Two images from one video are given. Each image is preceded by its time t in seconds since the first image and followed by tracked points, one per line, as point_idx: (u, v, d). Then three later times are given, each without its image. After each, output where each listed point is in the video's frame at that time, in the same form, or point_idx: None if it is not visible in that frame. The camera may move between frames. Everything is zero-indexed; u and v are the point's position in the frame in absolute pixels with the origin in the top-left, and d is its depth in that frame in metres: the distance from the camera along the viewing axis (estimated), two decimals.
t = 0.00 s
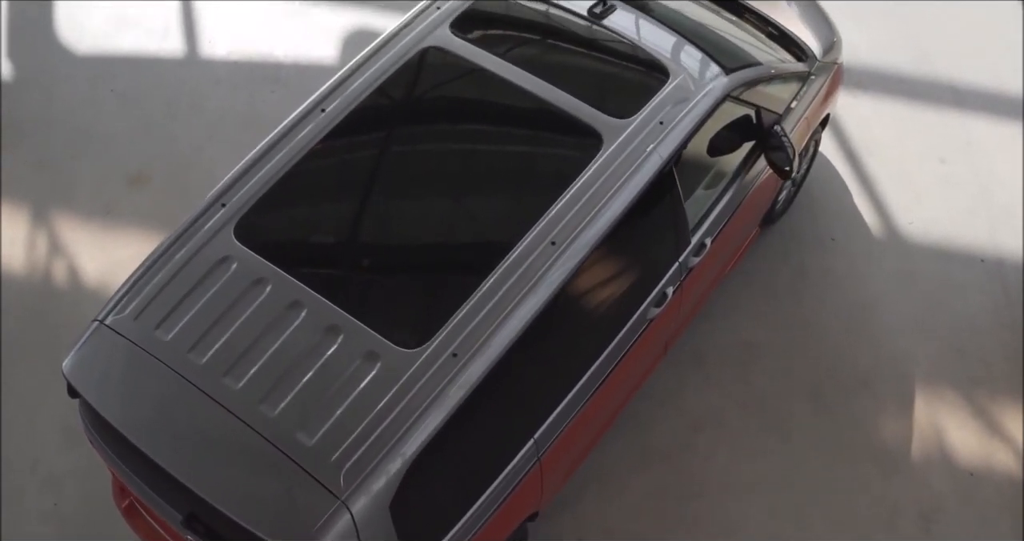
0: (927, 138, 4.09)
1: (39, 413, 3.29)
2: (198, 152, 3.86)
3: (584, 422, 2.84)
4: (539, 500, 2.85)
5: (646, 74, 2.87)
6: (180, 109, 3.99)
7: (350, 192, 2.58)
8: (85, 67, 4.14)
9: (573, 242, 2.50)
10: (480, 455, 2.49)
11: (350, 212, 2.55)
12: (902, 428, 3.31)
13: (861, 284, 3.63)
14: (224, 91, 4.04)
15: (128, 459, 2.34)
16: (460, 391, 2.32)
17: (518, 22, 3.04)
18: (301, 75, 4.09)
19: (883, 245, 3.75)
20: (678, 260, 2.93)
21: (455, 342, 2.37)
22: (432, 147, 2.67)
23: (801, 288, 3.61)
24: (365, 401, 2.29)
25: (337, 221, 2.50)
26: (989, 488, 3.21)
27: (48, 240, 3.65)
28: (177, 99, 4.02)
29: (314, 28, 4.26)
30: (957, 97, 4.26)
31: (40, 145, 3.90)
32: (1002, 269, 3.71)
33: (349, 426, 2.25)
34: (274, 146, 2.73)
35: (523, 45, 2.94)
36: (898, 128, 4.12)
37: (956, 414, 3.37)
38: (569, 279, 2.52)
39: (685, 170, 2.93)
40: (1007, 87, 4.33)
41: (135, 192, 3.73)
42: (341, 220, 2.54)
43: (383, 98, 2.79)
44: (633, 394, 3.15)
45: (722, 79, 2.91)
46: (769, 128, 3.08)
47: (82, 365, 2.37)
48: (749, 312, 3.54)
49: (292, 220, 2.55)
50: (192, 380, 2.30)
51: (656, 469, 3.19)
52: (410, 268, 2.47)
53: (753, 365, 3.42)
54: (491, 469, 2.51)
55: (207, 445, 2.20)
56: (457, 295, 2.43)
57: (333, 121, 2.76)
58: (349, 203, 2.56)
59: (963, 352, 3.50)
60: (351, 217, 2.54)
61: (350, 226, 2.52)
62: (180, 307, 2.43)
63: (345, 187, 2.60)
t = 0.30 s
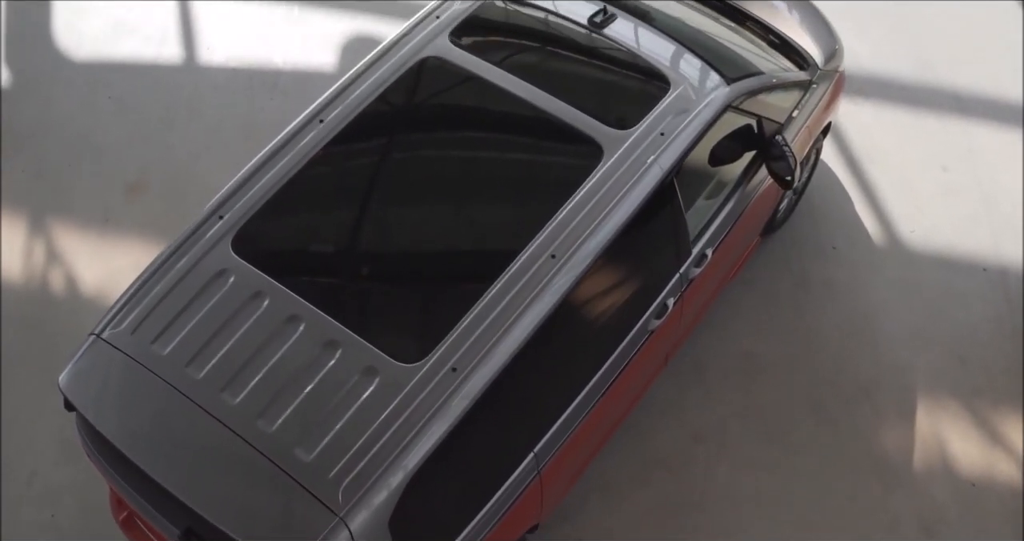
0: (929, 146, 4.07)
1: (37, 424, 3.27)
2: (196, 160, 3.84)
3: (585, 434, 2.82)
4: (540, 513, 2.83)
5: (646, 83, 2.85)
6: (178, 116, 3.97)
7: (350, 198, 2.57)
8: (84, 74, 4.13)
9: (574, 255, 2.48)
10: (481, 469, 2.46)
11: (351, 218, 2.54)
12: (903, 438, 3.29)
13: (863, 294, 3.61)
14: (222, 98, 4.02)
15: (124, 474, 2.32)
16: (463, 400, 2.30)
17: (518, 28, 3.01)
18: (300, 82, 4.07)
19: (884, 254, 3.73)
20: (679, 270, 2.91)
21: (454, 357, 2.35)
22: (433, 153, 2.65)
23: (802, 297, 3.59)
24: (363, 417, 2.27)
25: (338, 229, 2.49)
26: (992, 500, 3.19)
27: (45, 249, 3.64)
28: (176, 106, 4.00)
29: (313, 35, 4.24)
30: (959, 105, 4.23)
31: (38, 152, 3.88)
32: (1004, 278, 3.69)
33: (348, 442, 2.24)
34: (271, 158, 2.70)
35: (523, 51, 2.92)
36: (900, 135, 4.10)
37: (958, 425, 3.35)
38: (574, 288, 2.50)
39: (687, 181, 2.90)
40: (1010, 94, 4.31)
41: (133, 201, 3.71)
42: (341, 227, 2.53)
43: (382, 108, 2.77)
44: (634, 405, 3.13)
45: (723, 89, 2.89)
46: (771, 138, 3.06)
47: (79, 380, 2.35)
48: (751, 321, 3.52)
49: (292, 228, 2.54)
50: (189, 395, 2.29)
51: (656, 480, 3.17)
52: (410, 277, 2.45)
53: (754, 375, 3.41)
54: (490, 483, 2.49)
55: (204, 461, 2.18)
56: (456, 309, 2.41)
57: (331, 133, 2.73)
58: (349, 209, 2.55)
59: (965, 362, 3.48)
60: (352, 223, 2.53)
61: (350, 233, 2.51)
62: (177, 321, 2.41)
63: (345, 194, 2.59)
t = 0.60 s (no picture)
0: (931, 155, 4.05)
1: (34, 436, 3.25)
2: (194, 169, 3.82)
3: (585, 448, 2.80)
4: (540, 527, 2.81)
5: (646, 92, 2.83)
6: (176, 125, 3.95)
7: (351, 206, 2.56)
8: (81, 82, 4.10)
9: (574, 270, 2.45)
10: (480, 487, 2.43)
11: (353, 224, 2.53)
12: (905, 450, 3.27)
13: (865, 306, 3.59)
14: (219, 107, 4.00)
15: (120, 491, 2.30)
16: (467, 411, 2.28)
17: (518, 37, 2.98)
18: (298, 91, 4.05)
19: (886, 264, 3.71)
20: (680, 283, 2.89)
21: (453, 374, 2.32)
22: (435, 161, 2.64)
23: (803, 308, 3.57)
24: (362, 434, 2.25)
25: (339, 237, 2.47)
26: (995, 512, 3.17)
27: (42, 259, 3.62)
28: (173, 115, 3.98)
29: (312, 42, 4.22)
30: (961, 113, 4.21)
31: (35, 161, 3.86)
32: (1006, 288, 3.67)
33: (346, 460, 2.22)
34: (268, 172, 2.68)
35: (523, 59, 2.89)
36: (902, 144, 4.08)
37: (960, 436, 3.33)
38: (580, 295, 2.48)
39: (687, 192, 2.87)
40: (1012, 102, 4.28)
41: (131, 210, 3.69)
42: (343, 233, 2.51)
43: (380, 120, 2.74)
44: (635, 418, 3.10)
45: (724, 100, 2.86)
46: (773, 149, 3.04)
47: (75, 397, 2.34)
48: (752, 332, 3.51)
49: (292, 238, 2.52)
50: (186, 412, 2.27)
51: (657, 493, 3.15)
52: (409, 290, 2.43)
53: (755, 387, 3.39)
54: (488, 499, 2.46)
55: (201, 480, 2.17)
56: (455, 325, 2.39)
57: (329, 146, 2.70)
58: (351, 216, 2.54)
59: (967, 373, 3.46)
60: (354, 230, 2.51)
61: (351, 240, 2.50)
62: (174, 337, 2.40)
63: (346, 201, 2.57)
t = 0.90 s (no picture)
0: (932, 163, 4.03)
1: (31, 447, 3.23)
2: (193, 177, 3.80)
3: (585, 462, 2.78)
4: None
5: (646, 102, 2.80)
6: (175, 133, 3.93)
7: (351, 215, 2.55)
8: (79, 89, 4.08)
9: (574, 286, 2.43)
10: (480, 505, 2.40)
11: (352, 233, 2.51)
12: (906, 462, 3.25)
13: (866, 316, 3.57)
14: (218, 115, 3.98)
15: (116, 510, 2.28)
16: (470, 424, 2.27)
17: (517, 46, 2.95)
18: (296, 98, 4.02)
19: (888, 274, 3.70)
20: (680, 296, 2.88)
21: (452, 391, 2.30)
22: (436, 169, 2.62)
23: (804, 319, 3.55)
24: (360, 452, 2.23)
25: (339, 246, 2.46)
26: (996, 525, 3.15)
27: (39, 268, 3.60)
28: (171, 123, 3.96)
29: (311, 50, 4.19)
30: (962, 120, 4.19)
31: (33, 169, 3.84)
32: (1009, 298, 3.65)
33: (343, 478, 2.20)
34: (265, 185, 2.66)
35: (524, 67, 2.87)
36: (903, 152, 4.06)
37: (962, 448, 3.31)
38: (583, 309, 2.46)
39: (688, 204, 2.84)
40: (1014, 109, 4.26)
41: (128, 219, 3.67)
42: (343, 242, 2.50)
43: (378, 133, 2.72)
44: (636, 430, 3.08)
45: (726, 112, 2.84)
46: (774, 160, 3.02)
47: (71, 414, 2.32)
48: (752, 343, 3.49)
49: (292, 248, 2.51)
50: (183, 430, 2.25)
51: (657, 506, 3.13)
52: (409, 305, 2.41)
53: (756, 398, 3.37)
54: (486, 517, 2.43)
55: (198, 499, 2.15)
56: (455, 340, 2.37)
57: (327, 159, 2.68)
58: (350, 225, 2.52)
59: (969, 384, 3.44)
60: (354, 240, 2.50)
61: (352, 248, 2.48)
62: (170, 354, 2.38)
63: (346, 210, 2.56)
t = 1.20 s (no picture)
0: (934, 171, 4.01)
1: (28, 457, 3.21)
2: (191, 185, 3.78)
3: (584, 475, 2.76)
4: None
5: (645, 111, 2.78)
6: (172, 141, 3.91)
7: (351, 223, 2.53)
8: (77, 96, 4.06)
9: (573, 299, 2.41)
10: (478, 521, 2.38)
11: (351, 241, 2.50)
12: (908, 473, 3.24)
13: (867, 326, 3.55)
14: (216, 122, 3.96)
15: (112, 525, 2.27)
16: (474, 433, 2.25)
17: (516, 53, 2.93)
18: (295, 106, 4.00)
19: (889, 283, 3.68)
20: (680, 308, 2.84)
21: (451, 406, 2.29)
22: (436, 176, 2.61)
23: (805, 328, 3.54)
24: (357, 469, 2.21)
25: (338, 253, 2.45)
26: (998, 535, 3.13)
27: (36, 277, 3.58)
28: (169, 130, 3.94)
29: (309, 57, 4.18)
30: (963, 128, 4.17)
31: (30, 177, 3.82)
32: (1010, 307, 3.63)
33: (341, 495, 2.19)
34: (264, 196, 2.64)
35: (523, 74, 2.85)
36: (904, 160, 4.04)
37: (963, 458, 3.29)
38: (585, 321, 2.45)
39: (687, 215, 2.84)
40: (1016, 117, 4.24)
41: (126, 227, 3.65)
42: (342, 251, 2.48)
43: (376, 144, 2.70)
44: (635, 442, 3.05)
45: (726, 123, 2.81)
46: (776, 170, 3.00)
47: (67, 429, 2.30)
48: (752, 353, 3.47)
49: (291, 255, 2.49)
50: (179, 446, 2.23)
51: (657, 517, 3.11)
52: (407, 319, 2.39)
53: (756, 409, 3.35)
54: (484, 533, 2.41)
55: (194, 516, 2.13)
56: (454, 355, 2.35)
57: (324, 171, 2.66)
58: (350, 233, 2.51)
59: (970, 393, 3.43)
60: (352, 248, 2.48)
61: (350, 257, 2.47)
62: (166, 368, 2.36)
63: (345, 218, 2.55)
